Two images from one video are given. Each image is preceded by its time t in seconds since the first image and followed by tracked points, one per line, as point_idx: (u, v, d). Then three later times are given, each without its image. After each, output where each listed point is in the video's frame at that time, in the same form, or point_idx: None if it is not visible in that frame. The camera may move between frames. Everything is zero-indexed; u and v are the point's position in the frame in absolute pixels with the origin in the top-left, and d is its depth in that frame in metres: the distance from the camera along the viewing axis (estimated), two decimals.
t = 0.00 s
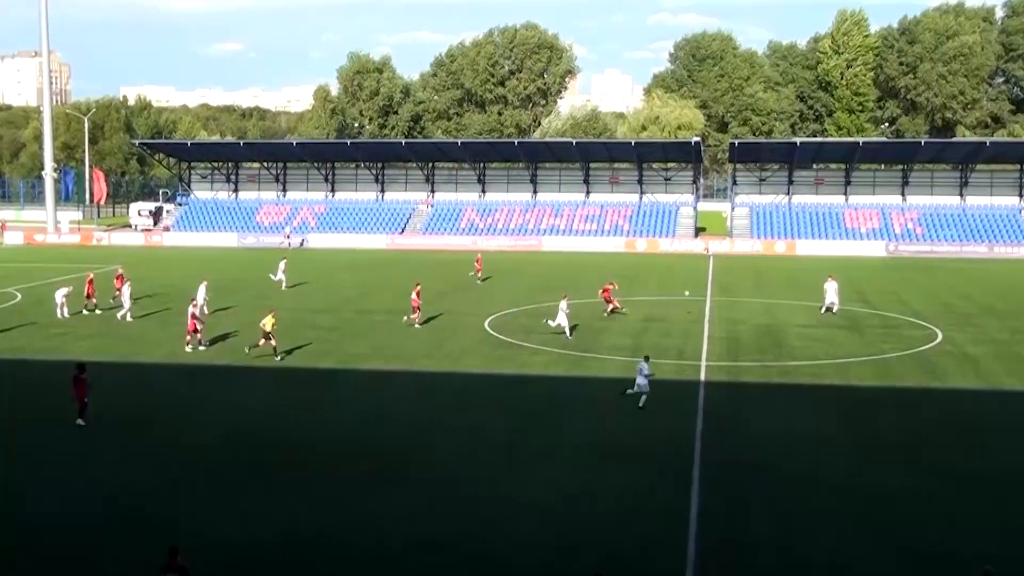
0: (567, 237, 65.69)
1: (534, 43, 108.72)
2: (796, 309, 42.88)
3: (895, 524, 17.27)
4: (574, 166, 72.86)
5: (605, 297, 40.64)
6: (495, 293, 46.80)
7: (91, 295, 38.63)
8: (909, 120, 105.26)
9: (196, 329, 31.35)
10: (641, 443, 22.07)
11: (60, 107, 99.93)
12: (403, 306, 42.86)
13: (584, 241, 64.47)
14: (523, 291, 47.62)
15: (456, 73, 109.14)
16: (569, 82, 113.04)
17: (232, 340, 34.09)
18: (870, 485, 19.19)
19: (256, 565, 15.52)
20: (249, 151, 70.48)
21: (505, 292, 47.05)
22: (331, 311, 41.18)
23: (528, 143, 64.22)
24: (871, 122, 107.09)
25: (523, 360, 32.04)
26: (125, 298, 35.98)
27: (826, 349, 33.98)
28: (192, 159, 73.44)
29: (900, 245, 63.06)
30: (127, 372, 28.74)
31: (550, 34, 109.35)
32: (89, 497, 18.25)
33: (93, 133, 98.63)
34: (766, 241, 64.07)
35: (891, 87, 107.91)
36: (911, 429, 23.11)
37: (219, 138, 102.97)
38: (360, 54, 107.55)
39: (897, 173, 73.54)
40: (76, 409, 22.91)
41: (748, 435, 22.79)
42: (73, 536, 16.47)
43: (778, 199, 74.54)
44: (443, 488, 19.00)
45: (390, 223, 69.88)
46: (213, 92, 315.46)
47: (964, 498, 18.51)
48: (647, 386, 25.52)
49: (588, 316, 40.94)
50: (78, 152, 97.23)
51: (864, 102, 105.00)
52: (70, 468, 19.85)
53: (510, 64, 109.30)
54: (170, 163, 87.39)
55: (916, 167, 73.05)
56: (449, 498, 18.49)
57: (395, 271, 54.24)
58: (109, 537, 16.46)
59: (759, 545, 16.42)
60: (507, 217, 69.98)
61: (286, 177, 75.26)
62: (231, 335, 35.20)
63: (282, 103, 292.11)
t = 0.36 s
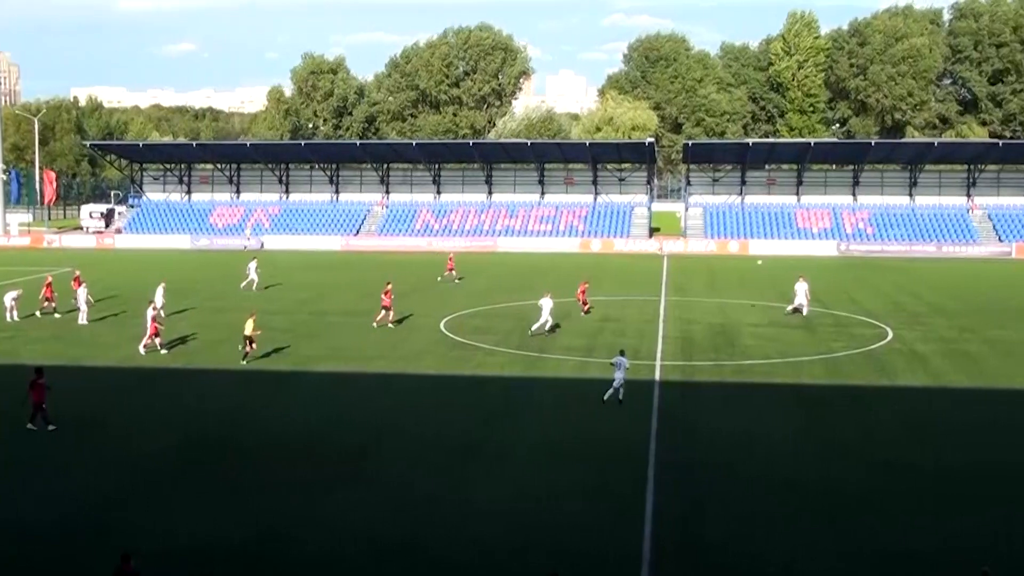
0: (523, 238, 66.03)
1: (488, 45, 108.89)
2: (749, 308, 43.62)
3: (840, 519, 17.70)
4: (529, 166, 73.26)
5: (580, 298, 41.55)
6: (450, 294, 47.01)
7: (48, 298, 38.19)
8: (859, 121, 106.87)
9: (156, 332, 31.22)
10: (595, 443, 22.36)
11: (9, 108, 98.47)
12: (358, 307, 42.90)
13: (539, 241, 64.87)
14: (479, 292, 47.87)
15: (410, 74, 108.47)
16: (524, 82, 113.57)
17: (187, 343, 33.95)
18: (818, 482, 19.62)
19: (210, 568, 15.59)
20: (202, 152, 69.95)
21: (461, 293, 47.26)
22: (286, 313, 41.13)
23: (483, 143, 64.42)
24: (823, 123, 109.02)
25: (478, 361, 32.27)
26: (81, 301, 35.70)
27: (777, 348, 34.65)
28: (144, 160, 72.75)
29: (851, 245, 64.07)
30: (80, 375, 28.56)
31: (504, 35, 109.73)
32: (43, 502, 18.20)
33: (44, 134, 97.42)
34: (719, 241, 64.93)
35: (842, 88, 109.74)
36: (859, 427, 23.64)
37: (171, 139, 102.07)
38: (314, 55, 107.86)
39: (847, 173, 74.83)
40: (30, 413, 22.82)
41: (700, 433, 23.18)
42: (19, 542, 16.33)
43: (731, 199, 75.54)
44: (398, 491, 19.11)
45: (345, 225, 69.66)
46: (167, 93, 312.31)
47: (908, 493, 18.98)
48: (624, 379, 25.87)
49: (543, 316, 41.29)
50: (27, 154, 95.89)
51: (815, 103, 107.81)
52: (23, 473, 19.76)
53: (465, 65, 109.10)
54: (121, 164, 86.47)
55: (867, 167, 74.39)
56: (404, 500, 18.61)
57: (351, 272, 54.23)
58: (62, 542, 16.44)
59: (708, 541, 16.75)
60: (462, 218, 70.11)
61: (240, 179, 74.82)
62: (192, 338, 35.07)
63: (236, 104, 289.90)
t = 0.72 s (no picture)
0: (471, 239, 66.29)
1: (436, 46, 109.36)
2: (696, 308, 44.34)
3: (783, 513, 18.25)
4: (477, 167, 73.63)
5: (546, 299, 41.90)
6: (400, 295, 47.16)
7: None
8: (804, 122, 108.40)
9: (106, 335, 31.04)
10: (545, 443, 22.70)
11: None
12: (306, 309, 42.87)
13: (488, 242, 65.26)
14: (428, 293, 48.07)
15: (358, 76, 108.32)
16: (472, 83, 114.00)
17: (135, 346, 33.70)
18: (761, 476, 20.17)
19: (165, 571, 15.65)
20: (147, 153, 69.16)
21: (409, 294, 47.42)
22: (235, 315, 40.96)
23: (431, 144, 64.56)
24: (768, 124, 110.73)
25: (428, 362, 32.51)
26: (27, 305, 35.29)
27: (723, 347, 35.34)
28: (87, 162, 71.71)
29: (796, 244, 65.15)
30: (26, 380, 28.24)
31: (452, 36, 110.25)
32: None
33: None
34: (666, 241, 65.79)
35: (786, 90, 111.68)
36: (801, 424, 24.30)
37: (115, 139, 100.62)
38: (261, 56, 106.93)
39: (791, 174, 76.15)
40: None
41: (648, 432, 23.65)
42: None
43: (678, 199, 76.50)
44: (350, 492, 19.29)
45: (292, 226, 69.31)
46: (110, 94, 307.59)
47: (849, 487, 19.59)
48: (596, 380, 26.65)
49: (491, 318, 41.59)
50: None
51: (761, 105, 109.22)
52: None
53: (412, 66, 109.44)
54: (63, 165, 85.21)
55: (811, 168, 75.76)
56: (356, 502, 18.79)
57: (300, 274, 54.04)
58: (13, 547, 16.38)
59: (656, 536, 17.17)
60: (410, 219, 70.14)
61: (186, 180, 74.18)
62: (140, 341, 34.82)
63: (182, 105, 286.30)
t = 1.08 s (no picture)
0: (402, 239, 66.39)
1: (367, 47, 109.35)
2: (627, 308, 45.13)
3: (709, 507, 18.83)
4: (408, 168, 73.97)
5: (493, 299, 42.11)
6: (333, 297, 47.12)
7: None
8: (731, 123, 110.60)
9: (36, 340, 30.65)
10: (477, 444, 23.01)
11: None
12: (239, 312, 42.62)
13: (420, 242, 65.48)
14: (362, 294, 48.13)
15: (288, 77, 107.11)
16: (403, 84, 113.76)
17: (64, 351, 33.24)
18: (690, 473, 20.83)
19: None
20: (73, 154, 67.81)
21: (342, 296, 47.41)
22: (165, 318, 40.58)
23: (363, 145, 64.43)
24: (697, 125, 112.71)
25: (363, 364, 32.69)
26: None
27: (652, 346, 36.10)
28: (10, 163, 70.11)
29: (725, 244, 66.73)
30: None
31: (382, 37, 110.44)
32: None
33: None
34: (597, 241, 66.57)
35: (714, 91, 113.95)
36: (727, 420, 25.03)
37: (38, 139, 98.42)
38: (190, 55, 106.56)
39: (721, 175, 78.05)
40: None
41: (580, 431, 24.18)
42: None
43: (609, 199, 77.51)
44: (285, 497, 19.37)
45: (222, 227, 68.68)
46: (31, 93, 299.85)
47: (774, 480, 20.35)
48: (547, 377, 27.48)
49: (424, 319, 41.85)
50: None
51: (690, 106, 111.26)
52: None
53: (343, 66, 108.75)
54: None
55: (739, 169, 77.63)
56: (291, 506, 18.88)
57: (231, 276, 53.62)
58: None
59: (588, 533, 17.60)
60: (342, 220, 69.98)
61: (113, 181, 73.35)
62: (70, 345, 34.39)
63: (108, 105, 280.19)
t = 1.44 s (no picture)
0: (311, 242, 66.28)
1: (274, 48, 107.92)
2: (536, 308, 46.07)
3: (614, 499, 19.67)
4: (317, 171, 73.46)
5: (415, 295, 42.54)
6: (243, 300, 46.99)
7: None
8: (638, 124, 111.92)
9: None
10: (391, 446, 23.48)
11: None
12: (147, 316, 42.23)
13: (329, 246, 65.49)
14: (272, 297, 48.09)
15: (195, 78, 105.67)
16: (312, 86, 112.79)
17: None
18: (595, 466, 21.70)
19: None
20: None
21: (253, 299, 47.33)
22: (71, 324, 40.03)
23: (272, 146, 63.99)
24: (605, 127, 114.64)
25: (275, 368, 32.87)
26: None
27: (561, 346, 37.05)
28: None
29: (632, 245, 68.51)
30: None
31: (290, 38, 109.07)
32: None
33: None
34: (506, 243, 67.38)
35: (622, 93, 114.96)
36: (632, 418, 25.99)
37: None
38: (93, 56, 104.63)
39: (628, 175, 79.32)
40: None
41: (492, 431, 24.88)
42: None
43: (519, 201, 78.21)
44: (200, 502, 19.62)
45: (127, 231, 67.51)
46: None
47: (675, 469, 21.32)
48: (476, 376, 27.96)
49: (336, 321, 42.05)
50: None
51: (598, 108, 113.78)
52: None
53: (251, 68, 107.07)
54: None
55: (646, 170, 79.00)
56: (205, 512, 19.05)
57: (138, 280, 52.96)
58: None
59: (499, 529, 18.24)
60: (250, 223, 69.41)
61: (13, 185, 71.18)
62: None
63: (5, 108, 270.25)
